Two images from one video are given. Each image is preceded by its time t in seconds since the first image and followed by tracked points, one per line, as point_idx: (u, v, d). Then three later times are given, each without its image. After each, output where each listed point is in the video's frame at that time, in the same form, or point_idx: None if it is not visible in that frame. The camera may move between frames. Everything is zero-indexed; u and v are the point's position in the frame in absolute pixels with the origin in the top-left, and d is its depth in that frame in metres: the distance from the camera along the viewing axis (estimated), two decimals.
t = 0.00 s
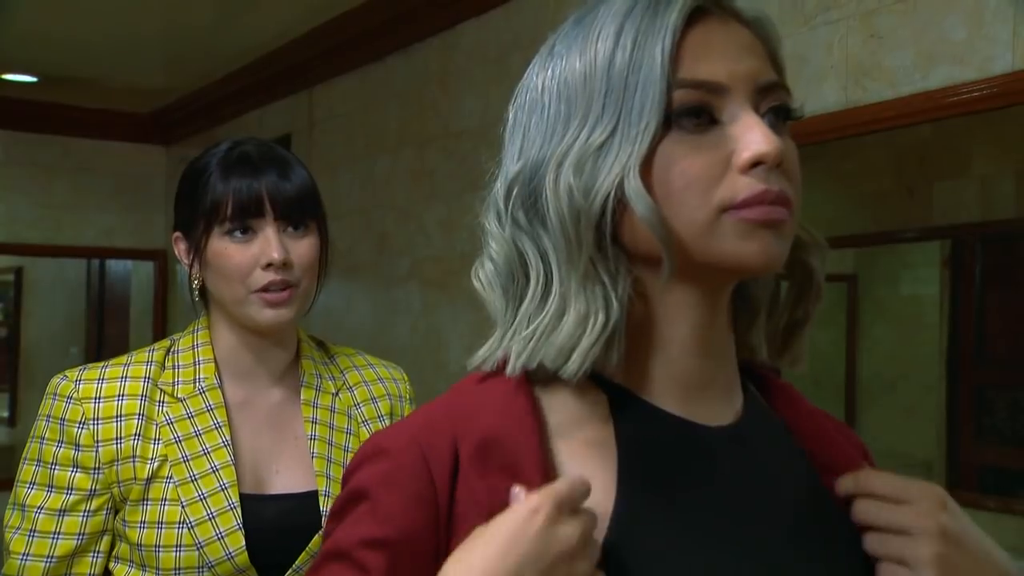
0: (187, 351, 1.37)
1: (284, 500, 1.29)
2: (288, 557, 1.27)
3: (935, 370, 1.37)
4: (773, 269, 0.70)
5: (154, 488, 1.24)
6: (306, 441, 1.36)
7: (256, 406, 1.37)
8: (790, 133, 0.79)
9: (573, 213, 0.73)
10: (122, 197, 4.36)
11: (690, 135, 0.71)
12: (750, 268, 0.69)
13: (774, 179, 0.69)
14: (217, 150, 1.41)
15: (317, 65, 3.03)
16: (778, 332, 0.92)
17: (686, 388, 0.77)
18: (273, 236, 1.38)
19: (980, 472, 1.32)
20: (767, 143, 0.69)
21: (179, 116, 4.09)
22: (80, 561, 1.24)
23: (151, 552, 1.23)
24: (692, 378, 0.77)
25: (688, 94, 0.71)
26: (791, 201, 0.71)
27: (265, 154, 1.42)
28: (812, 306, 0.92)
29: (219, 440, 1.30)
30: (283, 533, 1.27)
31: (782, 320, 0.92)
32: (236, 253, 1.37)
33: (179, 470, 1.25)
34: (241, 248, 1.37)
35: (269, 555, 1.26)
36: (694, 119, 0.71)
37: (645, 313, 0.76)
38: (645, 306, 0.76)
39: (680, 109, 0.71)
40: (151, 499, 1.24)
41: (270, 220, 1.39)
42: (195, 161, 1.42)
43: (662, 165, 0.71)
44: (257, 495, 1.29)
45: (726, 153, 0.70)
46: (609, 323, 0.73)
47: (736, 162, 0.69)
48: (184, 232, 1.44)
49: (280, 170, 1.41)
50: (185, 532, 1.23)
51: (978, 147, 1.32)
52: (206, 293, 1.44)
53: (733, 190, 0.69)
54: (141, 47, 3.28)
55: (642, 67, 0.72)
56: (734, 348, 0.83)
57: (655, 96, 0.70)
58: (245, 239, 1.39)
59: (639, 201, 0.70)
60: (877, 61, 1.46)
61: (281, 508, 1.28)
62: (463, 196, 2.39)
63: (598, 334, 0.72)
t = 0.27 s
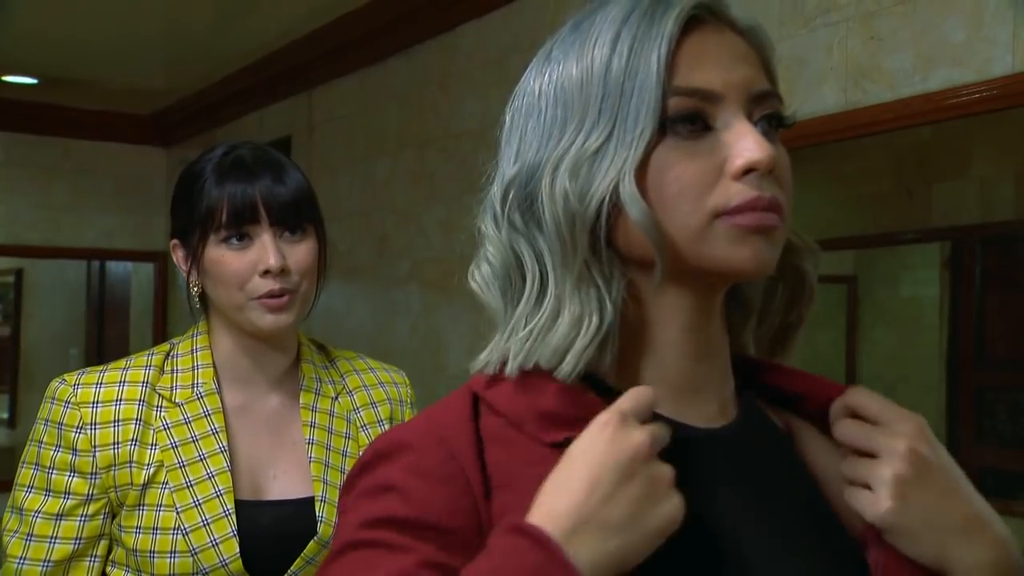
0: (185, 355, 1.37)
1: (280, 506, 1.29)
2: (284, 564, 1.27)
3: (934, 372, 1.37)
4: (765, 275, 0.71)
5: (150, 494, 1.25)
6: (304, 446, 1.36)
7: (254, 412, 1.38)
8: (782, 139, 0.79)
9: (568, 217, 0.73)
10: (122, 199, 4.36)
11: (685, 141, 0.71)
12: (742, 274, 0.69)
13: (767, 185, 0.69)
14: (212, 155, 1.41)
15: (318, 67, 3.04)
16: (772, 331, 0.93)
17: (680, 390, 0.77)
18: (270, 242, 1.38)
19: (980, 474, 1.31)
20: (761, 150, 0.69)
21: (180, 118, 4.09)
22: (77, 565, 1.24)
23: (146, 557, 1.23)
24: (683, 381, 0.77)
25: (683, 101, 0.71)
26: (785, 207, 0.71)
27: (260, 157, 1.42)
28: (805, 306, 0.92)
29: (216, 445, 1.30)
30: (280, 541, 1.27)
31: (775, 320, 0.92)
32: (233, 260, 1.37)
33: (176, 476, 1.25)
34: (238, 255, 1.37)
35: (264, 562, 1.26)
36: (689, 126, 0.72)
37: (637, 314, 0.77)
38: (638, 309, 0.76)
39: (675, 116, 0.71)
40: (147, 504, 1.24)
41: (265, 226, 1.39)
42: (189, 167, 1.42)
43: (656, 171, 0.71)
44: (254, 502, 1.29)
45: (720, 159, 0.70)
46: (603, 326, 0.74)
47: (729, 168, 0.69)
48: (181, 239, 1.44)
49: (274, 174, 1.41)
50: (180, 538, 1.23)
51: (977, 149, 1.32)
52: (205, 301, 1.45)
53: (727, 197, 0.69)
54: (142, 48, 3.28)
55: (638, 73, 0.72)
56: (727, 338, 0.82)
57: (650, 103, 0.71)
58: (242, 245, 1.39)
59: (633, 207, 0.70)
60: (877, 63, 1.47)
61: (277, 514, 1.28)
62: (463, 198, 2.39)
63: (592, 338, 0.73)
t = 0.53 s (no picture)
0: (191, 351, 1.38)
1: (285, 502, 1.29)
2: (288, 560, 1.27)
3: (935, 372, 1.37)
4: (763, 273, 0.71)
5: (155, 489, 1.24)
6: (308, 444, 1.36)
7: (260, 408, 1.38)
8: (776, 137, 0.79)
9: (566, 221, 0.73)
10: (123, 199, 4.36)
11: (679, 144, 0.71)
12: (741, 274, 0.70)
13: (762, 185, 0.70)
14: (220, 152, 1.42)
15: (318, 67, 3.04)
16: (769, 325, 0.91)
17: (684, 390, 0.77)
18: (276, 239, 1.38)
19: (980, 473, 1.32)
20: (754, 151, 0.70)
21: (179, 118, 4.09)
22: (82, 560, 1.24)
23: (150, 552, 1.23)
24: (681, 381, 0.77)
25: (676, 103, 0.72)
26: (779, 207, 0.71)
27: (267, 156, 1.42)
28: (800, 298, 0.91)
29: (221, 441, 1.30)
30: (286, 537, 1.27)
31: (772, 313, 0.91)
32: (240, 257, 1.37)
33: (181, 471, 1.25)
34: (245, 252, 1.38)
35: (270, 559, 1.26)
36: (682, 128, 0.72)
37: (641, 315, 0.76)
38: (642, 311, 0.76)
39: (669, 119, 0.72)
40: (152, 500, 1.24)
41: (272, 224, 1.39)
42: (198, 163, 1.43)
43: (652, 174, 0.71)
44: (258, 498, 1.29)
45: (714, 161, 0.70)
46: (611, 327, 0.73)
47: (724, 169, 0.70)
48: (188, 235, 1.44)
49: (281, 172, 1.41)
50: (185, 533, 1.23)
51: (978, 149, 1.32)
52: (212, 296, 1.44)
53: (722, 198, 0.69)
54: (142, 48, 3.29)
55: (630, 76, 0.72)
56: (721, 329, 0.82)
57: (643, 106, 0.71)
58: (248, 242, 1.39)
59: (631, 210, 0.70)
60: (877, 63, 1.47)
61: (281, 510, 1.28)
62: (463, 198, 2.39)
63: (599, 340, 0.72)
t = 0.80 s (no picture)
0: (195, 350, 1.38)
1: (289, 501, 1.29)
2: (292, 559, 1.27)
3: (935, 372, 1.37)
4: (768, 258, 0.69)
5: (160, 487, 1.25)
6: (312, 442, 1.36)
7: (264, 407, 1.37)
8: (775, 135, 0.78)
9: (563, 217, 0.70)
10: (123, 200, 4.36)
11: (675, 134, 0.69)
12: (746, 259, 0.68)
13: (762, 171, 0.68)
14: (227, 151, 1.42)
15: (318, 67, 3.04)
16: (769, 327, 0.86)
17: (691, 389, 0.74)
18: (280, 240, 1.38)
19: (981, 473, 1.31)
20: (752, 136, 0.68)
21: (180, 118, 4.09)
22: (85, 559, 1.24)
23: (155, 550, 1.23)
24: (688, 381, 0.74)
25: (670, 94, 0.70)
26: (779, 192, 0.69)
27: (274, 157, 1.43)
28: (803, 305, 0.87)
29: (225, 440, 1.30)
30: (290, 535, 1.27)
31: (774, 315, 0.86)
32: (243, 256, 1.37)
33: (185, 469, 1.26)
34: (248, 251, 1.37)
35: (275, 557, 1.26)
36: (677, 120, 0.70)
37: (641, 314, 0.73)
38: (640, 309, 0.73)
39: (664, 109, 0.70)
40: (156, 498, 1.24)
41: (276, 223, 1.39)
42: (202, 163, 1.43)
43: (650, 165, 0.69)
44: (262, 496, 1.29)
45: (712, 147, 0.68)
46: (605, 320, 0.69)
47: (722, 154, 0.68)
48: (193, 234, 1.44)
49: (286, 173, 1.41)
50: (190, 531, 1.23)
51: (978, 149, 1.32)
52: (215, 295, 1.44)
53: (722, 183, 0.67)
54: (142, 49, 3.29)
55: (622, 69, 0.70)
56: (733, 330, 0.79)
57: (636, 96, 0.69)
58: (250, 239, 1.39)
59: (628, 200, 0.68)
60: (877, 63, 1.47)
61: (285, 509, 1.28)
62: (463, 198, 2.39)
63: (596, 333, 0.69)
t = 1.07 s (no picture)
0: (193, 353, 1.38)
1: (288, 503, 1.29)
2: (291, 562, 1.27)
3: (935, 373, 1.37)
4: (780, 247, 0.69)
5: (158, 491, 1.25)
6: (311, 444, 1.36)
7: (262, 409, 1.37)
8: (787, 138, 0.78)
9: (574, 204, 0.70)
10: (123, 201, 4.37)
11: (687, 122, 0.70)
12: (760, 246, 0.68)
13: (775, 158, 0.69)
14: (229, 150, 1.43)
15: (318, 68, 3.04)
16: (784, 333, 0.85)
17: (700, 386, 0.74)
18: (277, 236, 1.38)
19: (981, 474, 1.31)
20: (765, 124, 0.68)
21: (180, 119, 4.09)
22: (85, 564, 1.24)
23: (154, 555, 1.23)
24: (701, 380, 0.74)
25: (681, 84, 0.71)
26: (792, 181, 0.70)
27: (275, 157, 1.42)
28: (815, 312, 0.86)
29: (224, 444, 1.30)
30: (289, 538, 1.27)
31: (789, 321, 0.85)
32: (239, 252, 1.37)
33: (183, 474, 1.26)
34: (244, 247, 1.38)
35: (275, 560, 1.26)
36: (689, 108, 0.70)
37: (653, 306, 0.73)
38: (652, 300, 0.73)
39: (677, 97, 0.70)
40: (155, 502, 1.24)
41: (273, 221, 1.39)
42: (205, 165, 1.43)
43: (662, 152, 0.69)
44: (261, 499, 1.29)
45: (725, 134, 0.69)
46: (616, 309, 0.69)
47: (736, 141, 0.68)
48: (191, 230, 1.44)
49: (287, 175, 1.41)
50: (188, 535, 1.23)
51: (978, 150, 1.32)
52: (211, 294, 1.44)
53: (735, 168, 0.68)
54: (142, 50, 3.29)
55: (634, 59, 0.71)
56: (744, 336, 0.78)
57: (649, 84, 0.70)
58: (248, 238, 1.39)
59: (641, 184, 0.68)
60: (877, 64, 1.47)
61: (284, 512, 1.28)
62: (464, 198, 2.39)
63: (609, 317, 0.68)
